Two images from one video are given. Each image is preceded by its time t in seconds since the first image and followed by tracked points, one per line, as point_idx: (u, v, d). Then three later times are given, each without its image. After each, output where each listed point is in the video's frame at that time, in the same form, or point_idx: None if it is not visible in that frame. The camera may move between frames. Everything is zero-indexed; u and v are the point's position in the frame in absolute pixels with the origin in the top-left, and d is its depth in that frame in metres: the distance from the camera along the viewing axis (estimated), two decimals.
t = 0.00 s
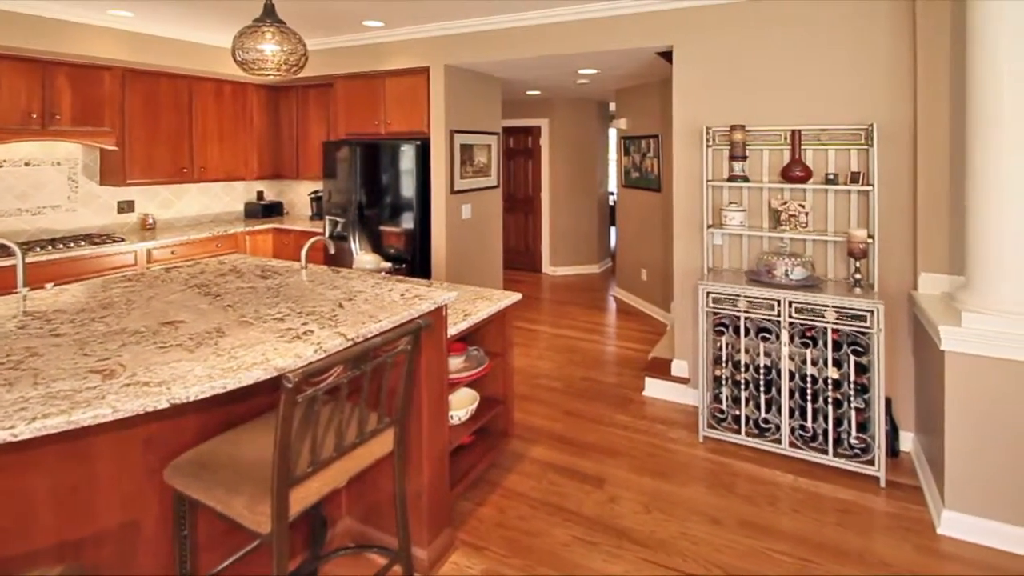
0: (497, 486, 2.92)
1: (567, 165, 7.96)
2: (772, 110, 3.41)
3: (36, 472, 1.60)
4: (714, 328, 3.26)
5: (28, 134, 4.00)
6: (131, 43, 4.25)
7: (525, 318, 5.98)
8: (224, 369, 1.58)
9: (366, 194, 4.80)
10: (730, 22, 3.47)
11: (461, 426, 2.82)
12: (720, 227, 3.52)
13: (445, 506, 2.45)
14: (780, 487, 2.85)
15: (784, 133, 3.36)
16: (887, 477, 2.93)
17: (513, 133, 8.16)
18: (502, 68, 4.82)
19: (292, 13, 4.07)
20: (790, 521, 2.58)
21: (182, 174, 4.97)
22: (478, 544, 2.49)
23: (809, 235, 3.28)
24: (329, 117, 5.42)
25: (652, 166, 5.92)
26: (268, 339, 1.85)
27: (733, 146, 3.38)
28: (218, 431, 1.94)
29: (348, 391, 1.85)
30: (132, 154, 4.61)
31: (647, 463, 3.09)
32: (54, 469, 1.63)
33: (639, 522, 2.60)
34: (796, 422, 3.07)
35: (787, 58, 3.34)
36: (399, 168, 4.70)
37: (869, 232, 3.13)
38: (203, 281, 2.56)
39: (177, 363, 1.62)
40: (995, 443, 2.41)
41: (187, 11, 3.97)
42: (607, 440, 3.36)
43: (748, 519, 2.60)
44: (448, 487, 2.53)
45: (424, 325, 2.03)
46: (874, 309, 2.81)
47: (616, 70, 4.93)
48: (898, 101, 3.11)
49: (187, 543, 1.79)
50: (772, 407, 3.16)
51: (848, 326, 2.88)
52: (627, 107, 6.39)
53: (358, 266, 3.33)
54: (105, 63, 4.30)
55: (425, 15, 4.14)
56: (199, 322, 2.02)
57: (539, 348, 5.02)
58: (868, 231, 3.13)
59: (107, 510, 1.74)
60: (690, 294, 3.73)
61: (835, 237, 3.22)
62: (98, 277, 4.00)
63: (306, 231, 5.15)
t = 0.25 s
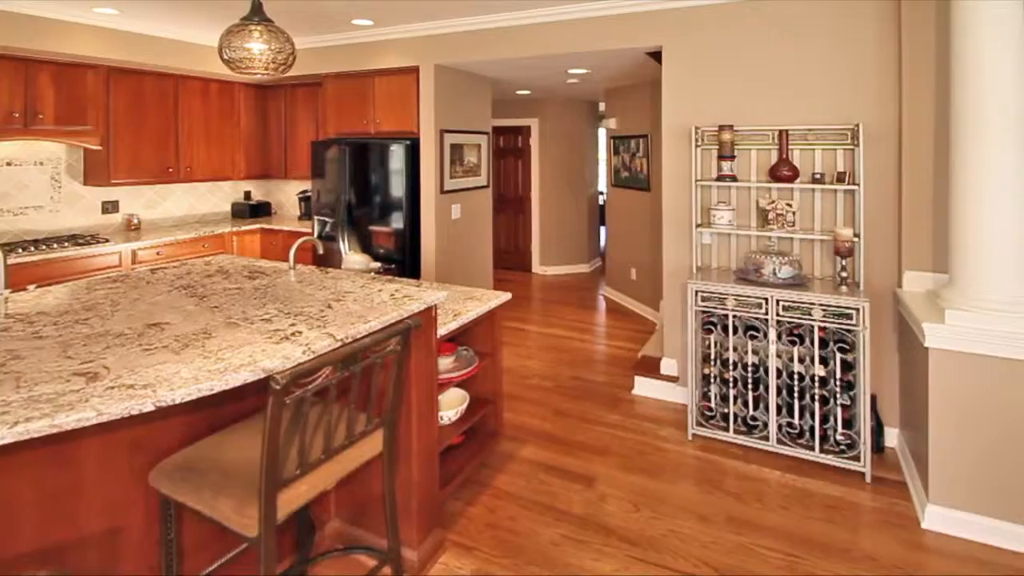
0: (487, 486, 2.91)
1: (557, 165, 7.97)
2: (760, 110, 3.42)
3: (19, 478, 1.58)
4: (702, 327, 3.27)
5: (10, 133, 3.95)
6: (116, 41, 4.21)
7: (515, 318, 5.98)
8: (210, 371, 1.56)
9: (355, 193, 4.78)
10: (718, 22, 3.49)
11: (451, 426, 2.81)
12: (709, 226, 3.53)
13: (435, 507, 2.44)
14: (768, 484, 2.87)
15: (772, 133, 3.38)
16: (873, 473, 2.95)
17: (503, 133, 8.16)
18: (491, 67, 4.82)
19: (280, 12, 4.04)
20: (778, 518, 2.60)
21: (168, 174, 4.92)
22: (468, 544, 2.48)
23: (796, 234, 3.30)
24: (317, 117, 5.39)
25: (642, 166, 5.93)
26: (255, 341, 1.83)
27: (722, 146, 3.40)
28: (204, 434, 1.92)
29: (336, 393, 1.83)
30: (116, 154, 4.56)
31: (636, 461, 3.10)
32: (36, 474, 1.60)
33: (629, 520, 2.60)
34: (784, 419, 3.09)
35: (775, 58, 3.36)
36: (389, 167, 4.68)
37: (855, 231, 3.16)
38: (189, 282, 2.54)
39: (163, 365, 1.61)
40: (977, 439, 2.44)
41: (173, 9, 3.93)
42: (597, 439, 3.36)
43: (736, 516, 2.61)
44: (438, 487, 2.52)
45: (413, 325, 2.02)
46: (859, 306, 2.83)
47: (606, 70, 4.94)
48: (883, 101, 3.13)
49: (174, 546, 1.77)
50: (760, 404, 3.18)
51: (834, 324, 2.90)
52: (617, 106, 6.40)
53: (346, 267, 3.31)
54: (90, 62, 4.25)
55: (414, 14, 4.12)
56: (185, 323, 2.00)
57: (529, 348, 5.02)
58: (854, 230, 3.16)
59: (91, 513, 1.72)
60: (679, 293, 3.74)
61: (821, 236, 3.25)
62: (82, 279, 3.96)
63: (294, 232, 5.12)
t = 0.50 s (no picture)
0: (477, 486, 2.91)
1: (546, 165, 7.97)
2: (748, 110, 3.44)
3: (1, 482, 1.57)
4: (691, 326, 3.28)
5: None
6: (101, 39, 4.16)
7: (504, 318, 5.98)
8: (196, 374, 1.55)
9: (344, 194, 4.76)
10: (707, 23, 3.50)
11: (441, 426, 2.81)
12: (697, 226, 3.54)
13: (425, 508, 2.43)
14: (757, 481, 2.88)
15: (759, 133, 3.40)
16: (859, 469, 2.98)
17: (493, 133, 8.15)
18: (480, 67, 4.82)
19: (268, 11, 4.01)
20: (766, 515, 2.61)
21: (153, 175, 4.87)
22: (457, 545, 2.47)
23: (784, 233, 3.32)
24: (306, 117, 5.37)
25: (631, 166, 5.95)
26: (242, 342, 1.82)
27: (710, 146, 3.42)
28: (190, 437, 1.91)
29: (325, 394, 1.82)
30: (101, 154, 4.51)
31: (626, 460, 3.11)
32: (18, 478, 1.60)
33: (618, 519, 2.61)
34: (771, 417, 3.11)
35: (763, 59, 3.38)
36: (379, 167, 4.65)
37: (841, 230, 3.18)
38: (175, 284, 2.51)
39: (148, 367, 1.59)
40: (960, 434, 2.47)
41: (158, 8, 3.89)
42: (586, 438, 3.37)
43: (725, 514, 2.63)
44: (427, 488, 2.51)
45: (402, 326, 2.02)
46: (845, 305, 2.85)
47: (596, 70, 4.95)
48: (869, 101, 3.16)
49: (159, 552, 1.74)
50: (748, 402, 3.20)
51: (820, 322, 2.92)
52: (606, 106, 6.42)
53: (335, 267, 3.29)
54: (74, 60, 4.21)
55: (404, 13, 4.11)
56: (171, 325, 1.98)
57: (519, 348, 5.01)
58: (840, 229, 3.19)
59: (75, 518, 1.70)
60: (668, 292, 3.76)
61: (808, 235, 3.27)
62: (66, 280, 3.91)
63: (282, 232, 5.09)
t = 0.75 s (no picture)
0: (467, 486, 2.90)
1: (536, 165, 7.97)
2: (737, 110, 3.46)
3: None
4: (680, 324, 3.29)
5: None
6: (85, 38, 4.11)
7: (494, 318, 5.97)
8: (183, 377, 1.53)
9: (333, 194, 4.73)
10: (695, 23, 3.51)
11: (431, 427, 2.80)
12: (687, 225, 3.56)
13: (415, 510, 2.42)
14: (746, 479, 2.90)
15: (747, 133, 3.42)
16: (846, 466, 3.00)
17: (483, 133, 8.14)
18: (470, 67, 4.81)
19: (256, 9, 3.98)
20: (755, 512, 2.62)
21: (139, 175, 4.83)
22: (448, 546, 2.46)
23: (772, 233, 3.34)
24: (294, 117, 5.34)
25: (621, 166, 5.96)
26: (230, 344, 1.80)
27: (699, 146, 3.43)
28: (177, 440, 1.89)
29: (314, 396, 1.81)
30: (85, 154, 4.46)
31: (616, 459, 3.11)
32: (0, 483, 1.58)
33: (608, 518, 2.61)
34: (759, 415, 3.13)
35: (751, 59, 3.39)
36: (368, 168, 4.63)
37: (828, 229, 3.20)
38: (161, 285, 2.49)
39: (134, 371, 1.57)
40: (944, 430, 2.50)
41: (143, 6, 3.85)
42: (577, 437, 3.37)
43: (715, 511, 2.63)
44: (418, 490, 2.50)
45: (392, 327, 2.01)
46: (832, 303, 2.88)
47: (586, 70, 4.95)
48: (855, 101, 3.18)
49: (145, 557, 1.72)
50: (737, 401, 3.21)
51: (808, 321, 2.94)
52: (596, 106, 6.43)
53: (324, 268, 3.27)
54: (58, 59, 4.16)
55: (393, 13, 4.10)
56: (157, 327, 1.96)
57: (509, 348, 5.01)
58: (827, 228, 3.21)
59: (58, 524, 1.69)
60: (657, 291, 3.76)
61: (796, 234, 3.29)
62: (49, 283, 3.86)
63: (270, 232, 5.05)
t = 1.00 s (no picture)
0: (458, 487, 2.89)
1: (527, 164, 7.97)
2: (725, 110, 3.47)
3: None
4: (670, 323, 3.30)
5: None
6: (69, 36, 4.07)
7: (484, 318, 5.96)
8: (170, 379, 1.52)
9: (322, 194, 4.71)
10: (684, 23, 3.52)
11: (421, 428, 2.79)
12: (676, 225, 3.57)
13: (404, 511, 2.41)
14: (735, 476, 2.91)
15: (735, 133, 3.44)
16: (833, 463, 3.02)
17: (473, 133, 8.13)
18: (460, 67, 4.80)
19: (244, 8, 3.95)
20: (744, 509, 2.63)
21: (124, 176, 4.78)
22: (438, 547, 2.45)
23: (760, 232, 3.36)
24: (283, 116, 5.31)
25: (611, 165, 5.98)
26: (217, 346, 1.79)
27: (688, 146, 3.44)
28: (164, 443, 1.88)
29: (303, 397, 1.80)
30: (70, 154, 4.40)
31: (606, 458, 3.12)
32: None
33: (598, 516, 2.61)
34: (748, 412, 3.15)
35: (739, 59, 3.41)
36: (357, 168, 4.61)
37: (815, 228, 3.23)
38: (147, 287, 2.46)
39: (119, 373, 1.55)
40: (929, 426, 2.52)
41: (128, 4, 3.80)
42: (567, 437, 3.37)
43: (704, 509, 2.64)
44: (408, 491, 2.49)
45: (382, 327, 2.00)
46: (819, 301, 2.89)
47: (576, 70, 4.96)
48: (842, 101, 3.21)
49: (130, 563, 1.70)
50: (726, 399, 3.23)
51: (796, 319, 2.96)
52: (586, 107, 6.44)
53: (313, 269, 3.24)
54: (41, 58, 4.10)
55: (382, 12, 4.08)
56: (143, 329, 1.94)
57: (500, 348, 5.01)
58: (814, 227, 3.24)
59: (41, 530, 1.66)
60: (647, 291, 3.78)
61: (783, 233, 3.31)
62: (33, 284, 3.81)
63: (258, 233, 5.02)
